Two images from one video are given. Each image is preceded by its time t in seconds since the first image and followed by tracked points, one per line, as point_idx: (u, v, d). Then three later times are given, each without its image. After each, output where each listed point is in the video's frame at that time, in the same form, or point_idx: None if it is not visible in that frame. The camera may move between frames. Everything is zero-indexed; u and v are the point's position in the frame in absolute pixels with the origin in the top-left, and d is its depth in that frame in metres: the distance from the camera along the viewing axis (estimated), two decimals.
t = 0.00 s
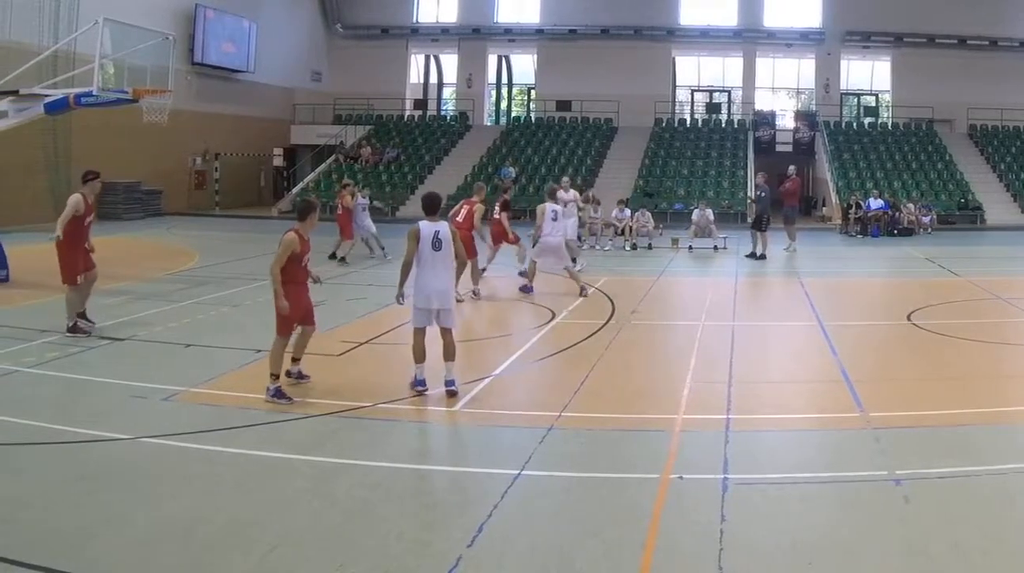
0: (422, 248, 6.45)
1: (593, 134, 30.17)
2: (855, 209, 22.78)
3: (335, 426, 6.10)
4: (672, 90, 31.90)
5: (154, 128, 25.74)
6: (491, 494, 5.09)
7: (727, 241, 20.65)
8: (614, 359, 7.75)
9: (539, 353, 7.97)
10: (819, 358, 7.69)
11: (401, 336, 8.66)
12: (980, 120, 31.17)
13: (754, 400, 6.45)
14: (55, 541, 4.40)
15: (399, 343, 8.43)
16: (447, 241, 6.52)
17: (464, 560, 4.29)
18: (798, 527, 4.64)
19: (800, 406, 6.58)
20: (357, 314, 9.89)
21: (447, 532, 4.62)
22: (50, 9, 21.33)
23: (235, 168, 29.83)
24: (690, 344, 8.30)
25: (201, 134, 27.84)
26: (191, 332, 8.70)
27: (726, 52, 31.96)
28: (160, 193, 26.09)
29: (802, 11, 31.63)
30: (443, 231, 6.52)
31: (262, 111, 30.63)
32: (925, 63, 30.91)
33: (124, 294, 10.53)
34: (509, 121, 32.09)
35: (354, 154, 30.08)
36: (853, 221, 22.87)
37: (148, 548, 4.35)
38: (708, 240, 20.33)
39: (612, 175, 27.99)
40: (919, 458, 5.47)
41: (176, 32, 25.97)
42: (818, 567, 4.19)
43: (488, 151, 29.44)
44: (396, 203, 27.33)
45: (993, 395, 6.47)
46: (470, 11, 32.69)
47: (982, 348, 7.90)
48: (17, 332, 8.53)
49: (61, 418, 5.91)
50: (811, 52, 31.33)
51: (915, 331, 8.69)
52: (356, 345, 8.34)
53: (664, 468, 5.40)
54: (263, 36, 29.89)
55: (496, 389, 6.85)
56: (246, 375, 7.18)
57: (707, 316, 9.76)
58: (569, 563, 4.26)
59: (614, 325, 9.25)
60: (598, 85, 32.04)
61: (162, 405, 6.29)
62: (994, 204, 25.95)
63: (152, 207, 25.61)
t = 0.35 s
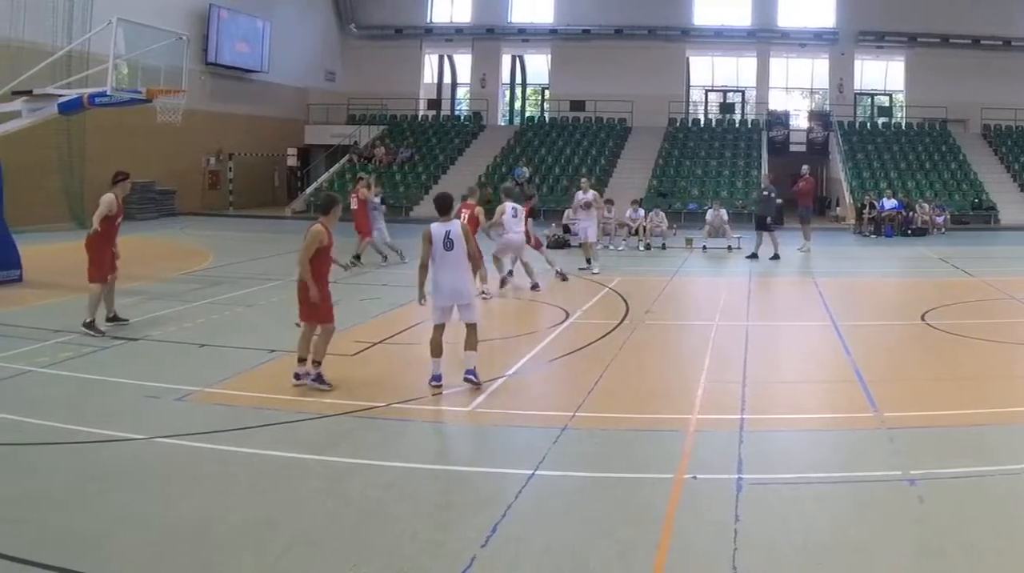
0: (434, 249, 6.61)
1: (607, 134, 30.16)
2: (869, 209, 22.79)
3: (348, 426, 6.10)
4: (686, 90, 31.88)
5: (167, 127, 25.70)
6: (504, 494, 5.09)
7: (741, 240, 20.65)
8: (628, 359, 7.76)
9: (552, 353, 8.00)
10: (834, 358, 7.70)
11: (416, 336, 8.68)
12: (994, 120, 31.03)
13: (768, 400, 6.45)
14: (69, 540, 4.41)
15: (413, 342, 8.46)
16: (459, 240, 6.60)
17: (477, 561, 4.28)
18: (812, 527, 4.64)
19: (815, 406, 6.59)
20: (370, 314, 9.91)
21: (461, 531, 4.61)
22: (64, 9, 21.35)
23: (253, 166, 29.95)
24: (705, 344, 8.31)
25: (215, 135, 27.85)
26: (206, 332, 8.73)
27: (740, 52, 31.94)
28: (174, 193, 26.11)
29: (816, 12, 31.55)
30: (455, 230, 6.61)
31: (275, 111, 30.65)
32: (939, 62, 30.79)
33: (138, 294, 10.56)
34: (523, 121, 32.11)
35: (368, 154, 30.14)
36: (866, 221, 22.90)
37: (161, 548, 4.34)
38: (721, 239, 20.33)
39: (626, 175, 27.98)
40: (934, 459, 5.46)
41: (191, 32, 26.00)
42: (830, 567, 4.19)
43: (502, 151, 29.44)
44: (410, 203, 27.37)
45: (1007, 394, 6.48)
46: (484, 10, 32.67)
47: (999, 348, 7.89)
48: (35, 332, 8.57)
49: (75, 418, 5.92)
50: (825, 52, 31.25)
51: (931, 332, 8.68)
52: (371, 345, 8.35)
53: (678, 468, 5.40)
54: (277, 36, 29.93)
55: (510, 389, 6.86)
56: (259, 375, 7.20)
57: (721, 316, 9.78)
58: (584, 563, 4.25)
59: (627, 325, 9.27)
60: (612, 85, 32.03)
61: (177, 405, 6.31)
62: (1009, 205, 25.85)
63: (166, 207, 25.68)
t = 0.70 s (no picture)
0: (478, 249, 7.16)
1: (620, 133, 30.15)
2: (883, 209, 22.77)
3: (361, 426, 6.11)
4: (700, 90, 31.88)
5: (179, 125, 25.68)
6: (517, 493, 5.08)
7: (756, 240, 20.66)
8: (641, 360, 7.80)
9: (566, 353, 8.05)
10: (849, 358, 7.72)
11: (430, 337, 8.74)
12: (1009, 120, 30.86)
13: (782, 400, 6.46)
14: (83, 538, 4.42)
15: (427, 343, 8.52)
16: (500, 244, 7.15)
17: (492, 560, 4.26)
18: (826, 527, 4.62)
19: (829, 406, 6.60)
20: (383, 315, 9.94)
21: (474, 531, 4.60)
22: (78, 9, 21.40)
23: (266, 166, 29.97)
24: (719, 345, 8.34)
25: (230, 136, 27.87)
26: (222, 333, 8.77)
27: (755, 52, 31.94)
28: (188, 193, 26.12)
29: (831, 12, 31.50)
30: (498, 234, 7.16)
31: (289, 112, 30.66)
32: (954, 62, 30.68)
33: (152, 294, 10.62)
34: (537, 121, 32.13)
35: (382, 154, 30.19)
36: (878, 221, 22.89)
37: (174, 546, 4.35)
38: (735, 239, 20.34)
39: (640, 175, 27.96)
40: (948, 459, 5.44)
41: (204, 32, 26.04)
42: (846, 568, 4.17)
43: (516, 152, 29.44)
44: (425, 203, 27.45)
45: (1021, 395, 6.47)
46: (498, 10, 32.67)
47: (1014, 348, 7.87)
48: (52, 332, 8.63)
49: (89, 418, 5.94)
50: (839, 52, 31.21)
51: (946, 332, 8.68)
52: (384, 345, 8.40)
53: (692, 469, 5.39)
54: (291, 36, 29.98)
55: (524, 390, 6.89)
56: (274, 375, 7.23)
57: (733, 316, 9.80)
58: (598, 562, 4.23)
59: (640, 325, 9.31)
60: (625, 85, 32.03)
61: (191, 405, 6.34)
62: None
63: (178, 208, 25.52)
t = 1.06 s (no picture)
0: (525, 244, 7.23)
1: (632, 133, 30.14)
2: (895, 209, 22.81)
3: (373, 426, 6.12)
4: (712, 91, 31.90)
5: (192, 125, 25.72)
6: (531, 493, 5.06)
7: (768, 240, 20.68)
8: (653, 360, 7.82)
9: (579, 353, 8.08)
10: (861, 358, 7.73)
11: (442, 337, 8.78)
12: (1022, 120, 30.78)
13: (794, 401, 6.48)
14: (94, 535, 4.41)
15: (439, 343, 8.56)
16: (548, 240, 7.19)
17: (504, 560, 4.22)
18: (840, 526, 4.59)
19: (841, 405, 6.62)
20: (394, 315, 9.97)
21: (486, 529, 4.58)
22: (90, 9, 21.41)
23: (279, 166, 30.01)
24: (732, 344, 8.36)
25: (242, 137, 27.89)
26: (235, 333, 8.82)
27: (767, 52, 31.95)
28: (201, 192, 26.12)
29: (843, 12, 31.49)
30: (546, 230, 7.21)
31: (300, 112, 30.67)
32: (965, 63, 30.66)
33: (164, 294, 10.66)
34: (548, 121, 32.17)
35: (393, 153, 30.25)
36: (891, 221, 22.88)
37: (185, 544, 4.34)
38: (747, 239, 20.35)
39: (652, 175, 27.97)
40: (961, 460, 5.44)
41: (217, 31, 26.05)
42: (859, 568, 4.12)
43: (528, 152, 29.46)
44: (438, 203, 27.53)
45: None
46: (511, 10, 32.68)
47: None
48: (65, 332, 8.66)
49: (101, 418, 5.95)
50: (852, 52, 31.21)
51: (959, 332, 8.68)
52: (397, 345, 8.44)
53: (705, 468, 5.37)
54: (304, 36, 29.99)
55: (536, 391, 6.91)
56: (286, 375, 7.26)
57: (744, 316, 9.82)
58: (611, 562, 4.19)
59: (653, 325, 9.33)
60: (636, 85, 32.05)
61: (204, 405, 6.35)
62: None
63: (191, 207, 25.45)
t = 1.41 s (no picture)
0: (557, 244, 7.48)
1: (644, 133, 30.13)
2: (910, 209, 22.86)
3: (386, 427, 6.12)
4: (726, 91, 31.92)
5: (206, 125, 25.76)
6: (544, 493, 5.04)
7: (782, 240, 20.68)
8: (666, 359, 7.83)
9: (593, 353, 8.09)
10: (877, 358, 7.73)
11: (455, 337, 8.80)
12: None
13: (809, 401, 6.48)
14: (108, 535, 4.40)
15: (453, 343, 8.58)
16: (578, 236, 7.46)
17: (518, 560, 4.19)
18: (856, 525, 4.57)
19: (856, 406, 6.63)
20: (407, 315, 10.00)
21: (501, 527, 4.56)
22: (103, 9, 21.45)
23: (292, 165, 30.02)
24: (746, 345, 8.36)
25: (256, 137, 27.90)
26: (249, 333, 8.83)
27: (781, 52, 31.96)
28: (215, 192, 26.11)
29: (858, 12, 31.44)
30: (575, 228, 7.47)
31: (314, 112, 30.69)
32: (979, 63, 30.61)
33: (177, 293, 10.69)
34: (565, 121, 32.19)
35: (407, 154, 30.31)
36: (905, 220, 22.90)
37: (200, 543, 4.32)
38: (761, 239, 20.35)
39: (666, 175, 27.98)
40: (975, 460, 5.42)
41: (231, 32, 26.09)
42: (874, 568, 4.09)
43: (540, 152, 29.47)
44: (450, 203, 27.58)
45: None
46: (525, 10, 32.70)
47: None
48: (79, 332, 8.67)
49: (116, 418, 5.96)
50: (866, 52, 31.21)
51: (973, 332, 8.68)
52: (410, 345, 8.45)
53: (719, 468, 5.36)
54: (318, 37, 30.02)
55: (550, 391, 6.92)
56: (300, 375, 7.27)
57: (757, 316, 9.82)
58: (625, 561, 4.17)
59: (665, 325, 9.34)
60: (650, 85, 32.08)
61: (219, 406, 6.35)
62: None
63: (205, 208, 25.49)
